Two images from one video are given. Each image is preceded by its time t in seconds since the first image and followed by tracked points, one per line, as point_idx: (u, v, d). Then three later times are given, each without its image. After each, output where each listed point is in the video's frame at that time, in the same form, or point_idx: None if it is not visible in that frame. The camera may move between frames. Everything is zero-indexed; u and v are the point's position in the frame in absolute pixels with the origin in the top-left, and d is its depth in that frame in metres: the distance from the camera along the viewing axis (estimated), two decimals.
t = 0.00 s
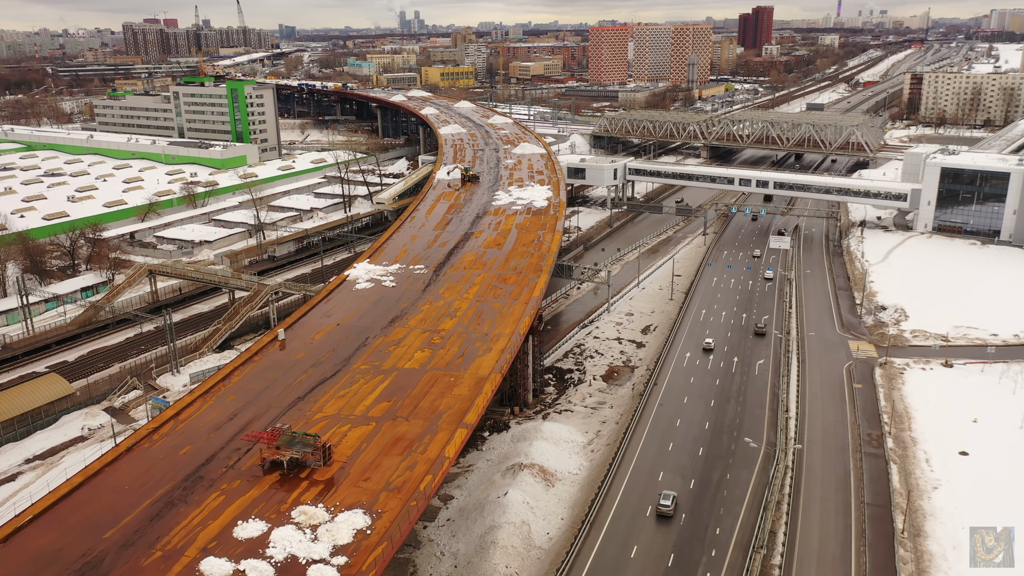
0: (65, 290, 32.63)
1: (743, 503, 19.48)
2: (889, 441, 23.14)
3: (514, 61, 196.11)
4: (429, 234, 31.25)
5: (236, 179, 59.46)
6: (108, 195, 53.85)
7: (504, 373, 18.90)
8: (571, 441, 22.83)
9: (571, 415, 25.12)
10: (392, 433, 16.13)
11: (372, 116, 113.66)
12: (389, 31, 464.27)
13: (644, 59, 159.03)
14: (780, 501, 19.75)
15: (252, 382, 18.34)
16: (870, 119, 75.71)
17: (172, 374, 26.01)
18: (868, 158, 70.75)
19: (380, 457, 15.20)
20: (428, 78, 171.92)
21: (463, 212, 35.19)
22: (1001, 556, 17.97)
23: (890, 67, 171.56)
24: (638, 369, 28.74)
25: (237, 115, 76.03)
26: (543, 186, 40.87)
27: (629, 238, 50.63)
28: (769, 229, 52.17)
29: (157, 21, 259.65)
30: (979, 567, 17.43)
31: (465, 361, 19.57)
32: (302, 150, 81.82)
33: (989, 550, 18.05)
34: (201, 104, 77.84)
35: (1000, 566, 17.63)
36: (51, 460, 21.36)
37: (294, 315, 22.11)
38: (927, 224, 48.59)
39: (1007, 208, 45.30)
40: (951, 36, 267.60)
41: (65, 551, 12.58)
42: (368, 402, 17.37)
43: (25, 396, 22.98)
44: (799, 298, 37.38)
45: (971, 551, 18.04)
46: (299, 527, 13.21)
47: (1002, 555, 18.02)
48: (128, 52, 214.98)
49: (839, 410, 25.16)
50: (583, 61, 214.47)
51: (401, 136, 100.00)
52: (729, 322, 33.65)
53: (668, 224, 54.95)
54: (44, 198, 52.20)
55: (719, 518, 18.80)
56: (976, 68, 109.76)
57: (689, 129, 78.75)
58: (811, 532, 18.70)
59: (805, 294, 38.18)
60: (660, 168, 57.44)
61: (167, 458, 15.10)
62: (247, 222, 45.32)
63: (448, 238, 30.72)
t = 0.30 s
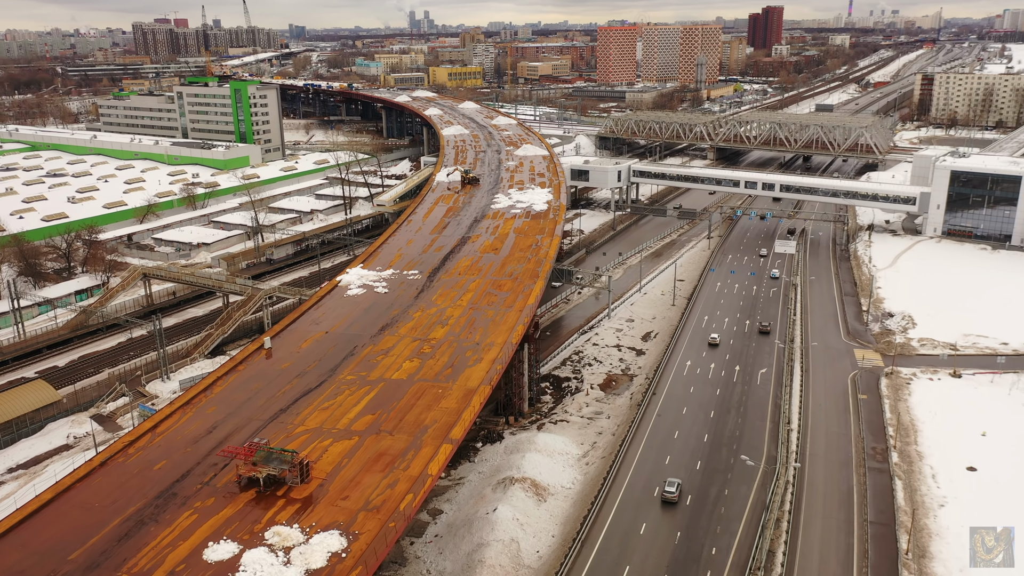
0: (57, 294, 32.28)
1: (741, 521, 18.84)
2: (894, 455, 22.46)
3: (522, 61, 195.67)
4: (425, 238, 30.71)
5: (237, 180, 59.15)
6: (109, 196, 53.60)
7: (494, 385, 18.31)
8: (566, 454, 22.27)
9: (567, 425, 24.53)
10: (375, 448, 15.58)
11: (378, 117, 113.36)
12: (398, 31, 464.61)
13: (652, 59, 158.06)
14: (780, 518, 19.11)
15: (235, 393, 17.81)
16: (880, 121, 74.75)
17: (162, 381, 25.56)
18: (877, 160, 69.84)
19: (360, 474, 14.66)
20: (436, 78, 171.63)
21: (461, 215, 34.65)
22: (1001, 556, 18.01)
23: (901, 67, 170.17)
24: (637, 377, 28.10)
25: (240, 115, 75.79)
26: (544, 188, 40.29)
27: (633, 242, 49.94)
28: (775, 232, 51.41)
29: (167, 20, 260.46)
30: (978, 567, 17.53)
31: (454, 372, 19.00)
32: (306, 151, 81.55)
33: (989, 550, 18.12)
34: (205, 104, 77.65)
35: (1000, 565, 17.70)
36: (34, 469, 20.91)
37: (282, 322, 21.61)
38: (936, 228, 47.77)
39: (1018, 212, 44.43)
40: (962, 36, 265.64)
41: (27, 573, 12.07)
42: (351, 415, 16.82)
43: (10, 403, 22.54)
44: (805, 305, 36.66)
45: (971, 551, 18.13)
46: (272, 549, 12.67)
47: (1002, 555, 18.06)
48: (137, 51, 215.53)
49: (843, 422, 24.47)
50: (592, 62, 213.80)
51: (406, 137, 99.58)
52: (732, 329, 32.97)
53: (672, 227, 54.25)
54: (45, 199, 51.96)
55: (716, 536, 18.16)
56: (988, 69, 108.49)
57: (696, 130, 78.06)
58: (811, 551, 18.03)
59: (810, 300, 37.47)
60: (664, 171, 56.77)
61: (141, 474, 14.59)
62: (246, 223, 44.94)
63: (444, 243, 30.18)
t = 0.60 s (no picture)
0: (53, 297, 32.14)
1: (741, 539, 18.20)
2: (902, 470, 21.73)
3: (533, 61, 195.17)
4: (423, 243, 30.19)
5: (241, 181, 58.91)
6: (113, 197, 53.52)
7: (486, 397, 17.72)
8: (562, 466, 21.69)
9: (565, 436, 23.92)
10: (359, 464, 15.04)
11: (386, 117, 113.15)
12: (409, 31, 464.82)
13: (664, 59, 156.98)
14: (782, 537, 18.46)
15: (219, 404, 17.34)
16: (893, 122, 73.61)
17: (154, 387, 25.14)
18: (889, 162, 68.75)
19: (342, 492, 14.13)
20: (446, 78, 171.38)
21: (462, 218, 34.11)
22: (1001, 556, 18.10)
23: (916, 68, 168.32)
24: (638, 387, 27.44)
25: (246, 116, 75.68)
26: (547, 191, 39.67)
27: (638, 245, 49.27)
28: (784, 236, 50.60)
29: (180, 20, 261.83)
30: (978, 566, 17.63)
31: (446, 383, 18.42)
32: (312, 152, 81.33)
33: (987, 549, 18.29)
34: (211, 105, 77.57)
35: (1000, 565, 17.79)
36: (20, 478, 20.53)
37: (272, 330, 21.15)
38: (949, 232, 46.82)
39: None
40: (978, 36, 262.88)
41: None
42: (336, 428, 16.28)
43: None
44: (812, 311, 35.87)
45: (971, 551, 18.21)
46: (244, 572, 12.13)
47: (1001, 555, 18.15)
48: (150, 52, 216.75)
49: (850, 435, 23.76)
50: (603, 62, 212.92)
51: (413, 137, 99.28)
52: (737, 336, 32.24)
53: (679, 230, 53.51)
54: (48, 200, 51.89)
55: (714, 556, 17.53)
56: (1004, 69, 106.87)
57: (705, 132, 77.27)
58: (814, 572, 17.35)
59: (819, 307, 36.69)
60: (672, 173, 56.02)
61: (116, 490, 14.12)
62: (248, 225, 44.62)
63: (443, 247, 29.64)
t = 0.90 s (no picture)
0: (47, 301, 31.87)
1: (742, 560, 17.55)
2: (911, 487, 20.96)
3: (544, 61, 194.64)
4: (422, 247, 29.69)
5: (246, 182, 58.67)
6: (117, 198, 53.40)
7: (477, 410, 17.15)
8: (559, 480, 21.10)
9: (563, 447, 23.30)
10: (342, 481, 14.50)
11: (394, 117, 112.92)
12: (424, 31, 465.02)
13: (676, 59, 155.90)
14: (784, 557, 17.78)
15: (202, 415, 16.86)
16: (906, 123, 72.41)
17: (146, 394, 24.72)
18: (903, 164, 67.62)
19: (322, 511, 13.61)
20: (457, 78, 171.11)
21: (463, 222, 33.56)
22: (1001, 556, 18.06)
23: (931, 68, 166.43)
24: (640, 396, 26.77)
25: (253, 116, 75.54)
26: (550, 194, 39.07)
27: (645, 249, 48.52)
28: (794, 239, 49.70)
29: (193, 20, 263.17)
30: (977, 567, 17.61)
31: (436, 395, 17.85)
32: (319, 152, 81.10)
33: (988, 549, 18.21)
34: (219, 105, 77.49)
35: (1000, 565, 17.73)
36: (6, 487, 20.09)
37: (262, 338, 20.67)
38: (962, 237, 45.81)
39: None
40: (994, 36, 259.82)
41: None
42: (321, 442, 15.76)
43: None
44: (821, 318, 35.07)
45: (971, 551, 18.20)
46: None
47: (1002, 555, 18.10)
48: (164, 51, 217.70)
49: (857, 449, 23.02)
50: (615, 62, 212.00)
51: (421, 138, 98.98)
52: (743, 344, 31.48)
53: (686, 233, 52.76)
54: (53, 201, 51.80)
55: None
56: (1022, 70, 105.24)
57: (715, 133, 76.62)
58: None
59: (828, 314, 35.87)
60: (680, 175, 55.25)
61: (90, 506, 13.67)
62: (250, 227, 44.31)
63: (441, 252, 29.09)
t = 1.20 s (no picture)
0: (41, 304, 31.49)
1: None
2: (920, 504, 20.21)
3: (554, 62, 193.90)
4: (421, 251, 29.20)
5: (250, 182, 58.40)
6: (121, 199, 53.24)
7: (468, 423, 16.58)
8: (555, 493, 20.52)
9: (560, 459, 22.70)
10: (324, 498, 13.96)
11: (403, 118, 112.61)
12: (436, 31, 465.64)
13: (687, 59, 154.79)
14: None
15: (185, 426, 16.36)
16: (920, 125, 71.21)
17: (139, 400, 24.30)
18: (916, 166, 66.49)
19: (301, 530, 13.08)
20: (467, 78, 170.72)
21: (463, 225, 33.03)
22: (1001, 556, 17.96)
23: (946, 68, 164.50)
24: (641, 406, 26.13)
25: (260, 116, 75.40)
26: (554, 197, 38.47)
27: (651, 252, 47.82)
28: (804, 243, 48.83)
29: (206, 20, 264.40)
30: (978, 568, 17.50)
31: (427, 407, 17.29)
32: (326, 153, 80.90)
33: (988, 549, 18.17)
34: (225, 105, 77.38)
35: (999, 565, 17.63)
36: None
37: (252, 345, 20.21)
38: (977, 241, 44.80)
39: None
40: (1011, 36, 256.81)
41: None
42: (305, 456, 15.24)
43: None
44: (830, 325, 34.26)
45: (971, 552, 18.14)
46: None
47: (1002, 555, 18.00)
48: (176, 51, 218.49)
49: (864, 464, 22.30)
50: (626, 62, 211.05)
51: (429, 139, 98.64)
52: (749, 352, 30.73)
53: (694, 236, 52.02)
54: (57, 201, 51.73)
55: None
56: None
57: (725, 134, 75.85)
58: None
59: (837, 320, 35.07)
60: (688, 177, 54.45)
61: (63, 523, 13.22)
62: (252, 229, 43.98)
63: (440, 256, 28.56)
